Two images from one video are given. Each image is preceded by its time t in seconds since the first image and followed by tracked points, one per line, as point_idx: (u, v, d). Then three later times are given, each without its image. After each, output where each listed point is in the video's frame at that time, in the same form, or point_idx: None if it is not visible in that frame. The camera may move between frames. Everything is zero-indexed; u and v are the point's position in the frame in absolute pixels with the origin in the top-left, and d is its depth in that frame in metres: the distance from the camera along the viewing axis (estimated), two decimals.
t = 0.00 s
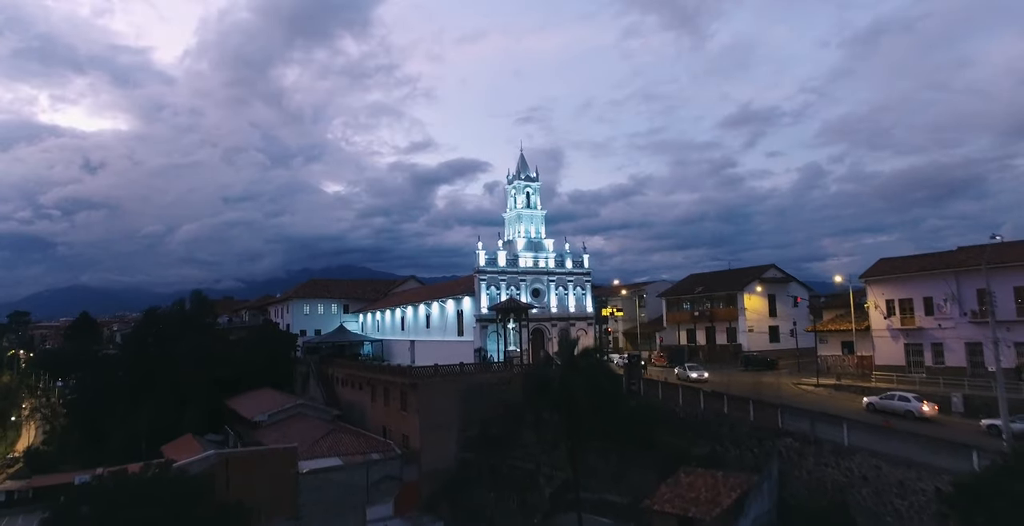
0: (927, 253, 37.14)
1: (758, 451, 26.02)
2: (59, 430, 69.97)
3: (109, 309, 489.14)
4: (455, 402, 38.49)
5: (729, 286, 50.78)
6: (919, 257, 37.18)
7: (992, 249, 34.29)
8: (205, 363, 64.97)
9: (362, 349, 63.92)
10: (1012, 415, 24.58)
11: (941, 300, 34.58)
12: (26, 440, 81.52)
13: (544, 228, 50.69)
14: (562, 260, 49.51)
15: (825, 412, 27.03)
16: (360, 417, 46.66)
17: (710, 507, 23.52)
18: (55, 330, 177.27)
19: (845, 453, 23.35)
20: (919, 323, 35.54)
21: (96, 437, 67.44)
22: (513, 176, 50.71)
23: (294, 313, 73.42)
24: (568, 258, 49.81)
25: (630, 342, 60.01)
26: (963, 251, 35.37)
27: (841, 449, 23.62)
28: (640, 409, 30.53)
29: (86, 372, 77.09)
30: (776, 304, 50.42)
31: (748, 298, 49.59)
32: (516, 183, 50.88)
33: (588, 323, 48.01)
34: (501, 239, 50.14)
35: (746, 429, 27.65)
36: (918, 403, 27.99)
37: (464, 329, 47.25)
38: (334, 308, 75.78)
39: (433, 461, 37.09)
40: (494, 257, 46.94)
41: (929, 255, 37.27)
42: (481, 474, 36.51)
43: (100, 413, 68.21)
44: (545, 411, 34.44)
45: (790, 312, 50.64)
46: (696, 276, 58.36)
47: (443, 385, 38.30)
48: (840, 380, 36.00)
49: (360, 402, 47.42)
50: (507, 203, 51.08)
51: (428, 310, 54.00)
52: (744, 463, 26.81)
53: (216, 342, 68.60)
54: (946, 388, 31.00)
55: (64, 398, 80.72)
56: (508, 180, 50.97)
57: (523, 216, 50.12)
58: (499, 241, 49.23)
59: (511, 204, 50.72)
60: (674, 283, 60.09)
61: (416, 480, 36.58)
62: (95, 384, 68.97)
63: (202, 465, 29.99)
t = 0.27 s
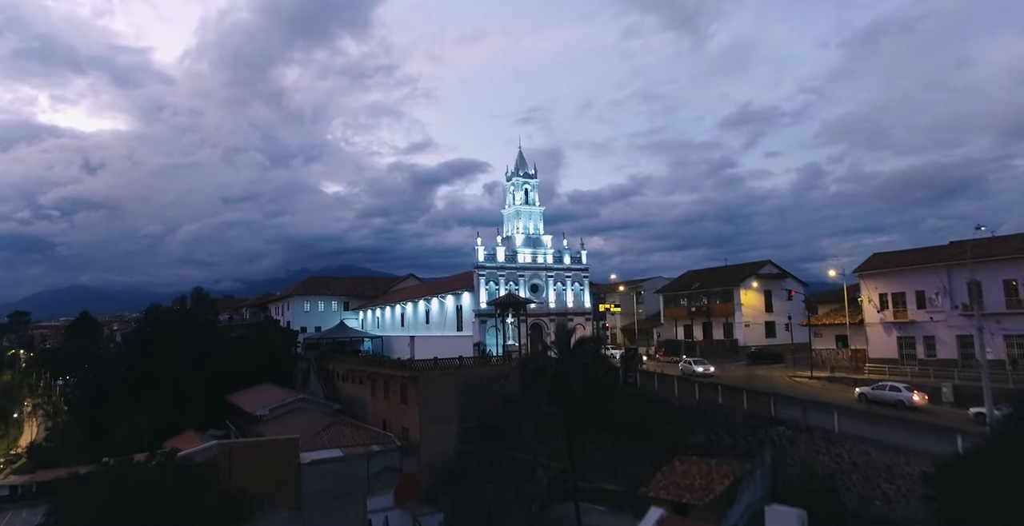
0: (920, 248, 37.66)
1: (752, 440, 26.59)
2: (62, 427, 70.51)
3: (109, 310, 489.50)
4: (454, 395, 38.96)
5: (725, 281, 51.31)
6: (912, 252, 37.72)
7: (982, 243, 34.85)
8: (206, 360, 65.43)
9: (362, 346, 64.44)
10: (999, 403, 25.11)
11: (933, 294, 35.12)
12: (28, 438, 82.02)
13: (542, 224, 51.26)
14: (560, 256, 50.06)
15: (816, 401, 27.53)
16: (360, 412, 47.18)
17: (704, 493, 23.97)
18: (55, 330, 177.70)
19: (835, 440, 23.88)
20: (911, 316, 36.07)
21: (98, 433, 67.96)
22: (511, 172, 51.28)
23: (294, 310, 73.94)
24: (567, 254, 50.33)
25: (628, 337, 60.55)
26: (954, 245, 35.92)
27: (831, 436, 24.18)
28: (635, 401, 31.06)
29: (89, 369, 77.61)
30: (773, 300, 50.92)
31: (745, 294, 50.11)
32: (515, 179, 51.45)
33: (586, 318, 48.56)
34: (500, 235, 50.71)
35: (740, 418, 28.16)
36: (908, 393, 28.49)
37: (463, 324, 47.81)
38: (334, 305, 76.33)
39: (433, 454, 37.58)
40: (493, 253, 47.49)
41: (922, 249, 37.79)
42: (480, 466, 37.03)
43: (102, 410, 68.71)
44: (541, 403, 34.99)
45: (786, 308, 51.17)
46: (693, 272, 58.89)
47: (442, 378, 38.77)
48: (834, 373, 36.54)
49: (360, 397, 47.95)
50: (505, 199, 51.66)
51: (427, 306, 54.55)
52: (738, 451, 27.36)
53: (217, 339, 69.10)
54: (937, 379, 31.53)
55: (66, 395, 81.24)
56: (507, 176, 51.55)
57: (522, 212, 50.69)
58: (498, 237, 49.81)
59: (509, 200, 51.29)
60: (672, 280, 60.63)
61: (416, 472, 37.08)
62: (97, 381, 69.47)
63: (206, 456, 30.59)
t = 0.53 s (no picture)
0: (912, 241, 38.28)
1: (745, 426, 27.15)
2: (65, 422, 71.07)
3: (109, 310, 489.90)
4: (453, 386, 39.56)
5: (722, 277, 51.94)
6: (904, 245, 38.36)
7: (973, 236, 35.44)
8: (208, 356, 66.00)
9: (363, 341, 65.06)
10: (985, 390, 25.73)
11: (925, 286, 35.76)
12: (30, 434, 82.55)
13: (541, 220, 51.93)
14: (559, 251, 50.69)
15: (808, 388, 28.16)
16: (361, 404, 47.81)
17: (698, 477, 24.47)
18: (55, 330, 178.13)
19: (826, 425, 24.54)
20: (903, 308, 36.71)
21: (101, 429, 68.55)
22: (511, 169, 52.00)
23: (295, 307, 74.56)
24: (565, 249, 50.96)
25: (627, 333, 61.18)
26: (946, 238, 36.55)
27: (822, 421, 24.84)
28: (631, 389, 31.63)
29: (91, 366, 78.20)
30: (769, 295, 51.55)
31: (741, 289, 50.75)
32: (515, 175, 52.16)
33: (585, 312, 49.20)
34: (499, 230, 51.37)
35: (734, 406, 28.80)
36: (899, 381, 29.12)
37: (463, 318, 48.45)
38: (335, 302, 76.98)
39: (433, 444, 38.23)
40: (492, 248, 48.16)
41: (914, 243, 38.42)
42: (479, 456, 37.68)
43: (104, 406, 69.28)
44: (540, 393, 35.63)
45: (782, 303, 51.81)
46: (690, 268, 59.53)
47: (443, 370, 39.41)
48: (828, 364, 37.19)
49: (361, 390, 48.58)
50: (505, 195, 52.35)
51: (427, 301, 55.19)
52: (731, 437, 28.02)
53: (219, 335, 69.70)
54: (928, 369, 32.18)
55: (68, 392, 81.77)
56: (506, 172, 52.25)
57: (521, 208, 51.36)
58: (498, 232, 50.48)
59: (509, 196, 51.97)
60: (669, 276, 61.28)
61: (416, 462, 37.72)
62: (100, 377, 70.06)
63: (210, 444, 31.26)
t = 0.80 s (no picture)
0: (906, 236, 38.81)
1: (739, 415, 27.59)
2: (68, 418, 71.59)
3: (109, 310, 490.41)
4: (453, 379, 40.05)
5: (719, 273, 52.49)
6: (898, 239, 38.88)
7: (966, 230, 36.02)
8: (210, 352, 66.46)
9: (363, 337, 65.61)
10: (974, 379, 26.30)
11: (918, 280, 36.31)
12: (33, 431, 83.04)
13: (541, 216, 52.50)
14: (558, 247, 51.24)
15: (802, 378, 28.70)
16: (362, 398, 48.36)
17: (693, 464, 24.92)
18: (56, 329, 178.61)
19: (818, 413, 25.09)
20: (897, 302, 37.26)
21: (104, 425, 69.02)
22: (511, 165, 52.59)
23: (297, 303, 75.11)
24: (564, 245, 51.51)
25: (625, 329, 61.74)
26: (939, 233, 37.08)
27: (814, 409, 25.41)
28: (629, 380, 32.22)
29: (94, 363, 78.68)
30: (766, 290, 52.09)
31: (738, 284, 51.30)
32: (515, 172, 52.76)
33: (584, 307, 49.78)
34: (499, 226, 51.94)
35: (729, 396, 29.40)
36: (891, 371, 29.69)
37: (463, 313, 48.99)
38: (336, 299, 77.53)
39: (434, 436, 38.79)
40: (492, 243, 48.72)
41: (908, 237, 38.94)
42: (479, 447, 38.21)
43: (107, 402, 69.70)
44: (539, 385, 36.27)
45: (779, 298, 52.33)
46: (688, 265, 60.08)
47: (443, 362, 39.97)
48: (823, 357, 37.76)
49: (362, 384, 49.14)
50: (505, 191, 52.92)
51: (428, 297, 55.73)
52: (727, 426, 28.61)
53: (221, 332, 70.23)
54: (921, 361, 32.76)
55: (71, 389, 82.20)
56: (506, 169, 52.84)
57: (521, 204, 51.94)
58: (498, 228, 51.06)
59: (508, 193, 52.55)
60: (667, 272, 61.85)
61: (416, 453, 38.30)
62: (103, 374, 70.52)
63: (215, 434, 31.85)
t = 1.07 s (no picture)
0: (899, 230, 39.41)
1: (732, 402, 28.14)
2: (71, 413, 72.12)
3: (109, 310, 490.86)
4: (454, 370, 40.67)
5: (716, 268, 53.17)
6: (891, 234, 39.50)
7: (957, 224, 36.68)
8: (212, 348, 66.98)
9: (365, 333, 66.31)
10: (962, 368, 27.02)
11: (910, 273, 36.96)
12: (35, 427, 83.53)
13: (540, 212, 53.19)
14: (557, 242, 51.92)
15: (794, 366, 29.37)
16: (364, 391, 49.02)
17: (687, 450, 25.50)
18: (56, 328, 179.05)
19: (810, 399, 25.72)
20: (890, 295, 37.93)
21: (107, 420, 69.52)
22: (510, 161, 53.31)
23: (298, 300, 75.79)
24: (563, 240, 52.16)
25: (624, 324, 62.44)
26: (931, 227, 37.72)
27: (806, 395, 26.06)
28: (626, 369, 32.97)
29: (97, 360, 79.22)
30: (762, 285, 52.75)
31: (735, 279, 51.99)
32: (514, 168, 53.48)
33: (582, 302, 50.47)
34: (499, 221, 52.64)
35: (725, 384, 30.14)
36: (882, 361, 30.39)
37: (463, 307, 49.67)
38: (337, 295, 78.23)
39: (435, 426, 39.61)
40: (492, 239, 49.40)
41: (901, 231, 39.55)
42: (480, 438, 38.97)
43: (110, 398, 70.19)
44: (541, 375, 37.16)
45: (775, 293, 53.01)
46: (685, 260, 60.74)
47: (444, 354, 40.70)
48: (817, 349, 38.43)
49: (364, 378, 49.80)
50: (505, 187, 53.64)
51: (428, 292, 56.33)
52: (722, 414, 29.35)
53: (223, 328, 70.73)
54: (911, 351, 33.47)
55: (73, 385, 82.69)
56: (506, 165, 53.57)
57: (520, 200, 52.63)
58: (497, 224, 51.75)
59: (508, 189, 53.25)
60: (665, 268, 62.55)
61: (418, 443, 39.11)
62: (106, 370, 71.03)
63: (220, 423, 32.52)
